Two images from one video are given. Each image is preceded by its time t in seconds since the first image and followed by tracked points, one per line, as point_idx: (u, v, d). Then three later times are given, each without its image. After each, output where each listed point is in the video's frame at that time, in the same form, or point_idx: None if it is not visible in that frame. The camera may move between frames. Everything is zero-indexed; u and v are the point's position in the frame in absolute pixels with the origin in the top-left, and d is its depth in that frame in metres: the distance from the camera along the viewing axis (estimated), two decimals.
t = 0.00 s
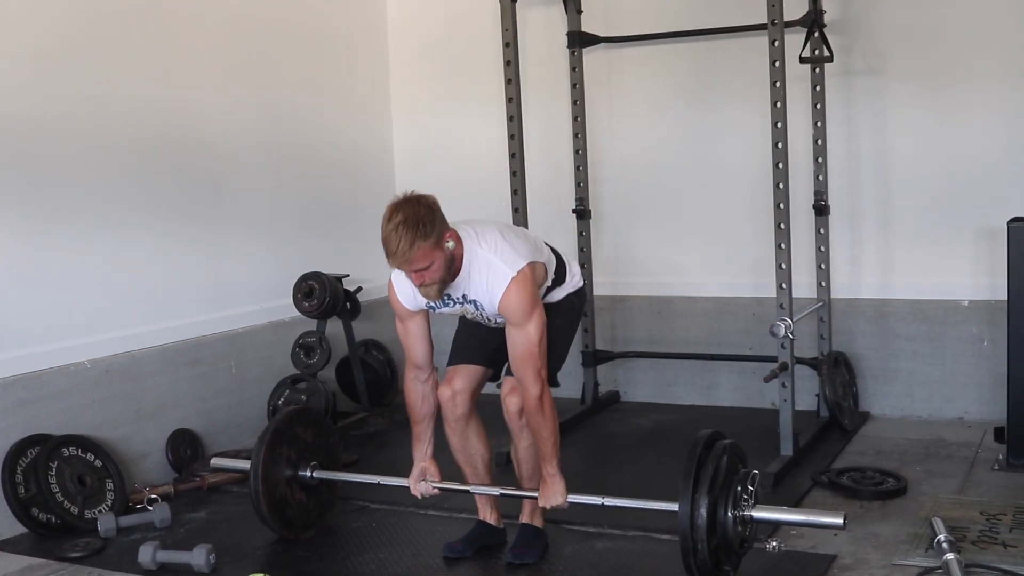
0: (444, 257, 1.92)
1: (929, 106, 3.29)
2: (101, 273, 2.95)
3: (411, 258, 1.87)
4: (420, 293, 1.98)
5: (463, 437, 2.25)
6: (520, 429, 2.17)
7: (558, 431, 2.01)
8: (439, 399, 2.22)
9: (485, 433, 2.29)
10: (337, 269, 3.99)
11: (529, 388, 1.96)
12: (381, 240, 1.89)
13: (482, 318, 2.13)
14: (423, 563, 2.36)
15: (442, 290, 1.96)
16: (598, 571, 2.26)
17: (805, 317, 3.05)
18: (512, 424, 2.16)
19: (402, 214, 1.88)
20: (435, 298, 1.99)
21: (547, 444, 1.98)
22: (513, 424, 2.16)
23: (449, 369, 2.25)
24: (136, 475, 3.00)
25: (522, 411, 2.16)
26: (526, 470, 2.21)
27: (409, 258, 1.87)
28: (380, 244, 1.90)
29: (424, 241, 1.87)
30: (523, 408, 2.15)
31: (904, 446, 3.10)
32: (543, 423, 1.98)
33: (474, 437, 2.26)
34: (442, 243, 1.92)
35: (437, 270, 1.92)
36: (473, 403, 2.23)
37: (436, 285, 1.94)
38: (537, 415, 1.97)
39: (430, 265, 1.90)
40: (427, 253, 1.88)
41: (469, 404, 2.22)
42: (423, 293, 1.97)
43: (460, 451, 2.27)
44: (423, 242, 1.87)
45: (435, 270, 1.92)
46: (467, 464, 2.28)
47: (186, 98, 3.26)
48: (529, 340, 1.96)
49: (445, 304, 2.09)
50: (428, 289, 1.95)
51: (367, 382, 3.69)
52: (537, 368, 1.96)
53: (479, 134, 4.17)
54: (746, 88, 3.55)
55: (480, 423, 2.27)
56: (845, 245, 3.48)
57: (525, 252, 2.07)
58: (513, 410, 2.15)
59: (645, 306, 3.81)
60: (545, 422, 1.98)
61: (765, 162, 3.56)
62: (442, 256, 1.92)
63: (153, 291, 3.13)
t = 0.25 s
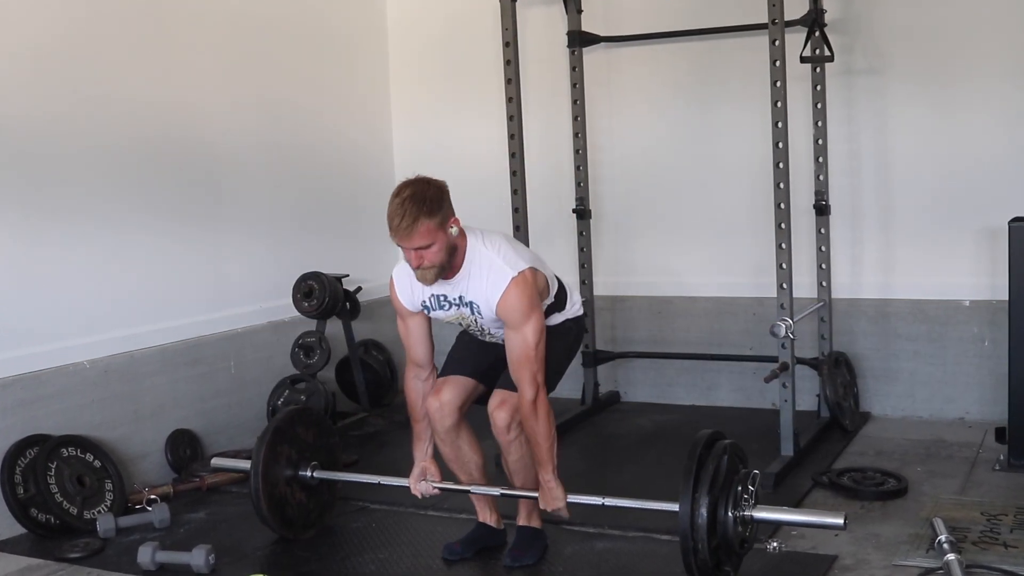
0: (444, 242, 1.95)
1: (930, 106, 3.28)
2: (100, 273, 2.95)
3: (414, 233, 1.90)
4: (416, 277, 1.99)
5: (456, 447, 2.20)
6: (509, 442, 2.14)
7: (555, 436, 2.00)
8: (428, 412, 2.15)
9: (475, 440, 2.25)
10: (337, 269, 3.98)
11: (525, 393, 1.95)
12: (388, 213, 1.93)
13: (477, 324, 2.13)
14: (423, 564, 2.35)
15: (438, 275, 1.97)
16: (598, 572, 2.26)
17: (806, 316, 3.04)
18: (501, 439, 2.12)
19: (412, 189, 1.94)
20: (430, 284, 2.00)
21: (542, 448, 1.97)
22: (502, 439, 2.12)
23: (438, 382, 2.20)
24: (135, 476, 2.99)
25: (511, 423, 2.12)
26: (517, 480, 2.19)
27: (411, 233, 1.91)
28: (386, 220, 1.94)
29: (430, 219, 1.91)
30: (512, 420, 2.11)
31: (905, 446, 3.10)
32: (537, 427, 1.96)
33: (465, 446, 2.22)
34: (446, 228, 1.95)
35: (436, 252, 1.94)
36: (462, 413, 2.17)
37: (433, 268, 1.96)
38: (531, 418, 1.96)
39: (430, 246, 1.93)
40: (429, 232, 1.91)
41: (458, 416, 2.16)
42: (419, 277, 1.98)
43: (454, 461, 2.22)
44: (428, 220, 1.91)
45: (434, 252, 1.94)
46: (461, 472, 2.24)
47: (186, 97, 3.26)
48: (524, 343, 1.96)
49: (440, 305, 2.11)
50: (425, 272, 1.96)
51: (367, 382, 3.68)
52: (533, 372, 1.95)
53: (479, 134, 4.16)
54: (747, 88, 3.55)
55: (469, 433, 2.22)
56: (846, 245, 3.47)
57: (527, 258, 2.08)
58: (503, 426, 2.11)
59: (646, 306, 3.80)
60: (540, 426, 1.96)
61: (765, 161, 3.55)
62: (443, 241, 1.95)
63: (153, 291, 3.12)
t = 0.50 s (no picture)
0: (443, 235, 1.94)
1: (931, 105, 3.28)
2: (100, 272, 2.94)
3: (412, 223, 1.90)
4: (413, 271, 1.98)
5: (453, 451, 2.19)
6: (509, 446, 2.12)
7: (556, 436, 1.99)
8: (425, 417, 2.14)
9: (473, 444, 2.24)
10: (336, 269, 3.98)
11: (527, 392, 1.95)
12: (387, 204, 1.94)
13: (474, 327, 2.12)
14: (423, 565, 2.34)
15: (435, 269, 1.97)
16: (598, 573, 2.25)
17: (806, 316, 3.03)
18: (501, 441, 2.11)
19: (413, 181, 1.95)
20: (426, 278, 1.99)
21: (543, 448, 1.97)
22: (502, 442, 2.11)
23: (436, 384, 2.20)
24: (135, 476, 2.99)
25: (511, 427, 2.10)
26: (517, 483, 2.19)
27: (409, 222, 1.91)
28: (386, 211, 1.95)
29: (429, 210, 1.91)
30: (512, 425, 2.09)
31: (905, 447, 3.09)
32: (538, 427, 1.96)
33: (463, 450, 2.21)
34: (444, 221, 1.95)
35: (434, 244, 1.94)
36: (459, 417, 2.16)
37: (430, 261, 1.95)
38: (532, 418, 1.95)
39: (428, 238, 1.92)
40: (428, 224, 1.91)
41: (454, 421, 2.15)
42: (415, 270, 1.97)
43: (451, 464, 2.21)
44: (427, 211, 1.91)
45: (432, 245, 1.93)
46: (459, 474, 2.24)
47: (186, 97, 3.25)
48: (524, 342, 1.95)
49: (435, 306, 2.10)
50: (422, 266, 1.95)
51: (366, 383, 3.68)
52: (534, 372, 1.95)
53: (479, 134, 4.15)
54: (747, 87, 3.54)
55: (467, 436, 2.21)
56: (847, 245, 3.47)
57: (524, 257, 2.08)
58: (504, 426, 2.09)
59: (646, 306, 3.79)
60: (541, 426, 1.96)
61: (766, 161, 3.55)
62: (442, 234, 1.95)
63: (152, 291, 3.11)
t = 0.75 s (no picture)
0: (439, 236, 1.94)
1: (931, 105, 3.27)
2: (100, 273, 2.94)
3: (407, 224, 1.90)
4: (409, 272, 1.97)
5: (452, 452, 2.19)
6: (512, 447, 2.12)
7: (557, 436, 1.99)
8: (424, 419, 2.14)
9: (473, 444, 2.24)
10: (336, 269, 3.97)
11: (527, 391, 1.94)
12: (383, 205, 1.94)
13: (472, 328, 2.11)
14: (422, 566, 2.34)
15: (432, 270, 1.96)
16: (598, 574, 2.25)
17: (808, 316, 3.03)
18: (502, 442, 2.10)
19: (409, 182, 1.95)
20: (422, 279, 1.98)
21: (543, 447, 1.97)
22: (504, 443, 2.10)
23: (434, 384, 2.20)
24: (134, 476, 2.98)
25: (513, 428, 2.09)
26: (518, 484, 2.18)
27: (404, 223, 1.91)
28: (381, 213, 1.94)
29: (424, 210, 1.91)
30: (514, 425, 2.09)
31: (906, 447, 3.08)
32: (538, 425, 1.96)
33: (462, 450, 2.20)
34: (440, 221, 1.95)
35: (429, 244, 1.93)
36: (458, 418, 2.16)
37: (426, 262, 1.94)
38: (532, 417, 1.95)
39: (424, 238, 1.92)
40: (424, 224, 1.91)
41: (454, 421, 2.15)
42: (412, 271, 1.97)
43: (450, 465, 2.21)
44: (422, 211, 1.91)
45: (427, 245, 1.93)
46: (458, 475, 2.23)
47: (186, 96, 3.25)
48: (524, 342, 1.95)
49: (432, 308, 2.09)
50: (418, 267, 1.95)
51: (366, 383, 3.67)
52: (534, 371, 1.94)
53: (479, 134, 4.15)
54: (748, 86, 3.53)
55: (468, 436, 2.21)
56: (847, 245, 3.46)
57: (521, 256, 2.07)
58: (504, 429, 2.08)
59: (646, 306, 3.79)
60: (541, 425, 1.95)
61: (767, 161, 3.54)
62: (438, 235, 1.94)
63: (152, 290, 3.11)
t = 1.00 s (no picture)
0: (433, 220, 1.92)
1: (932, 104, 3.26)
2: (99, 273, 2.93)
3: (401, 209, 1.88)
4: (403, 257, 1.96)
5: (457, 441, 2.19)
6: (519, 433, 2.13)
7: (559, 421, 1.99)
8: (431, 405, 2.15)
9: (478, 437, 2.25)
10: (336, 269, 3.96)
11: (529, 375, 1.94)
12: (376, 189, 1.92)
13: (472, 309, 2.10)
14: (422, 567, 2.33)
15: (426, 254, 1.94)
16: (598, 574, 2.24)
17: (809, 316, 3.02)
18: (510, 427, 2.12)
19: (401, 164, 1.93)
20: (417, 264, 1.96)
21: (546, 433, 1.97)
22: (512, 428, 2.11)
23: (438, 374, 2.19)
24: (133, 477, 2.98)
25: (521, 414, 2.11)
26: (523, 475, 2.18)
27: (398, 206, 1.88)
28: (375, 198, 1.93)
29: (417, 194, 1.89)
30: (521, 411, 2.10)
31: (907, 448, 3.08)
32: (542, 411, 1.95)
33: (467, 440, 2.21)
34: (434, 205, 1.93)
35: (423, 228, 1.91)
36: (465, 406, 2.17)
37: (420, 247, 1.92)
38: (537, 403, 1.94)
39: (418, 223, 1.90)
40: (417, 208, 1.89)
41: (462, 407, 2.16)
42: (406, 256, 1.95)
43: (452, 455, 2.21)
44: (415, 196, 1.89)
45: (421, 230, 1.91)
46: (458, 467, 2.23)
47: (186, 96, 3.24)
48: (527, 327, 1.94)
49: (431, 291, 2.08)
50: (412, 252, 1.93)
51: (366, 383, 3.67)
52: (537, 355, 1.94)
53: (480, 134, 4.14)
54: (748, 86, 3.53)
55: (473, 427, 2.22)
56: (847, 245, 3.46)
57: (519, 237, 2.05)
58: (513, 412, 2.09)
59: (646, 306, 3.78)
60: (546, 410, 1.95)
61: (767, 160, 3.54)
62: (432, 219, 1.92)
63: (151, 290, 3.10)
